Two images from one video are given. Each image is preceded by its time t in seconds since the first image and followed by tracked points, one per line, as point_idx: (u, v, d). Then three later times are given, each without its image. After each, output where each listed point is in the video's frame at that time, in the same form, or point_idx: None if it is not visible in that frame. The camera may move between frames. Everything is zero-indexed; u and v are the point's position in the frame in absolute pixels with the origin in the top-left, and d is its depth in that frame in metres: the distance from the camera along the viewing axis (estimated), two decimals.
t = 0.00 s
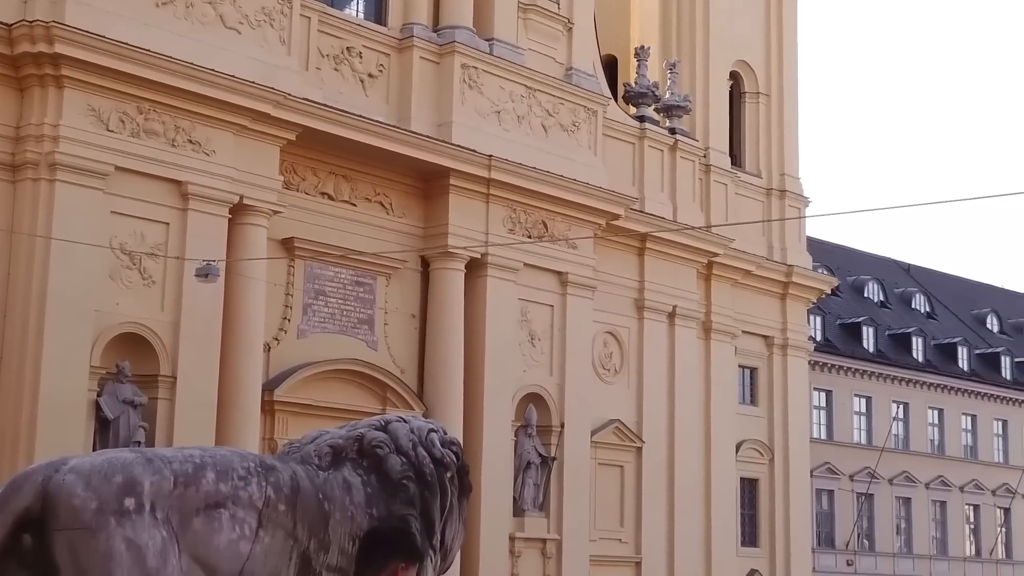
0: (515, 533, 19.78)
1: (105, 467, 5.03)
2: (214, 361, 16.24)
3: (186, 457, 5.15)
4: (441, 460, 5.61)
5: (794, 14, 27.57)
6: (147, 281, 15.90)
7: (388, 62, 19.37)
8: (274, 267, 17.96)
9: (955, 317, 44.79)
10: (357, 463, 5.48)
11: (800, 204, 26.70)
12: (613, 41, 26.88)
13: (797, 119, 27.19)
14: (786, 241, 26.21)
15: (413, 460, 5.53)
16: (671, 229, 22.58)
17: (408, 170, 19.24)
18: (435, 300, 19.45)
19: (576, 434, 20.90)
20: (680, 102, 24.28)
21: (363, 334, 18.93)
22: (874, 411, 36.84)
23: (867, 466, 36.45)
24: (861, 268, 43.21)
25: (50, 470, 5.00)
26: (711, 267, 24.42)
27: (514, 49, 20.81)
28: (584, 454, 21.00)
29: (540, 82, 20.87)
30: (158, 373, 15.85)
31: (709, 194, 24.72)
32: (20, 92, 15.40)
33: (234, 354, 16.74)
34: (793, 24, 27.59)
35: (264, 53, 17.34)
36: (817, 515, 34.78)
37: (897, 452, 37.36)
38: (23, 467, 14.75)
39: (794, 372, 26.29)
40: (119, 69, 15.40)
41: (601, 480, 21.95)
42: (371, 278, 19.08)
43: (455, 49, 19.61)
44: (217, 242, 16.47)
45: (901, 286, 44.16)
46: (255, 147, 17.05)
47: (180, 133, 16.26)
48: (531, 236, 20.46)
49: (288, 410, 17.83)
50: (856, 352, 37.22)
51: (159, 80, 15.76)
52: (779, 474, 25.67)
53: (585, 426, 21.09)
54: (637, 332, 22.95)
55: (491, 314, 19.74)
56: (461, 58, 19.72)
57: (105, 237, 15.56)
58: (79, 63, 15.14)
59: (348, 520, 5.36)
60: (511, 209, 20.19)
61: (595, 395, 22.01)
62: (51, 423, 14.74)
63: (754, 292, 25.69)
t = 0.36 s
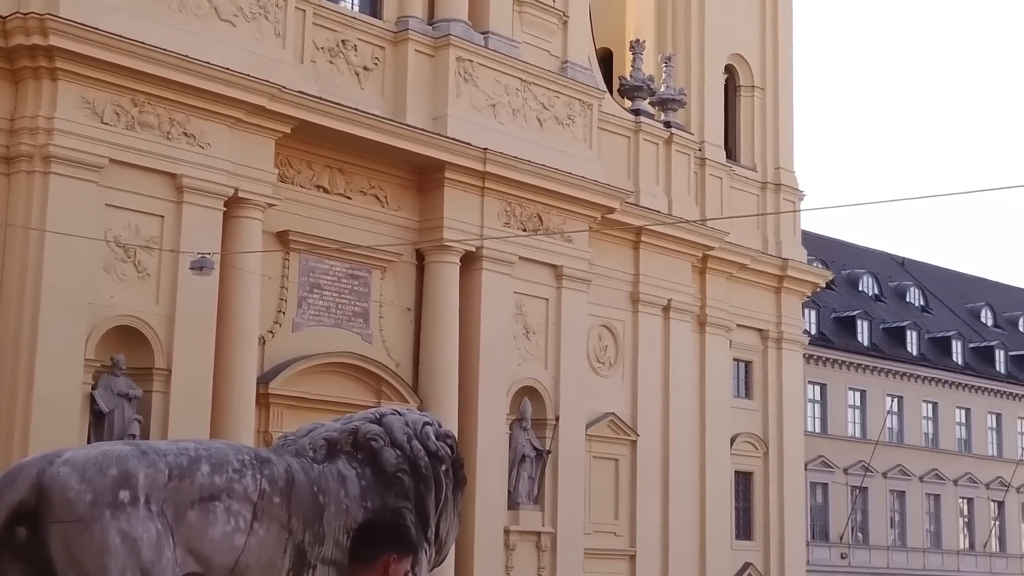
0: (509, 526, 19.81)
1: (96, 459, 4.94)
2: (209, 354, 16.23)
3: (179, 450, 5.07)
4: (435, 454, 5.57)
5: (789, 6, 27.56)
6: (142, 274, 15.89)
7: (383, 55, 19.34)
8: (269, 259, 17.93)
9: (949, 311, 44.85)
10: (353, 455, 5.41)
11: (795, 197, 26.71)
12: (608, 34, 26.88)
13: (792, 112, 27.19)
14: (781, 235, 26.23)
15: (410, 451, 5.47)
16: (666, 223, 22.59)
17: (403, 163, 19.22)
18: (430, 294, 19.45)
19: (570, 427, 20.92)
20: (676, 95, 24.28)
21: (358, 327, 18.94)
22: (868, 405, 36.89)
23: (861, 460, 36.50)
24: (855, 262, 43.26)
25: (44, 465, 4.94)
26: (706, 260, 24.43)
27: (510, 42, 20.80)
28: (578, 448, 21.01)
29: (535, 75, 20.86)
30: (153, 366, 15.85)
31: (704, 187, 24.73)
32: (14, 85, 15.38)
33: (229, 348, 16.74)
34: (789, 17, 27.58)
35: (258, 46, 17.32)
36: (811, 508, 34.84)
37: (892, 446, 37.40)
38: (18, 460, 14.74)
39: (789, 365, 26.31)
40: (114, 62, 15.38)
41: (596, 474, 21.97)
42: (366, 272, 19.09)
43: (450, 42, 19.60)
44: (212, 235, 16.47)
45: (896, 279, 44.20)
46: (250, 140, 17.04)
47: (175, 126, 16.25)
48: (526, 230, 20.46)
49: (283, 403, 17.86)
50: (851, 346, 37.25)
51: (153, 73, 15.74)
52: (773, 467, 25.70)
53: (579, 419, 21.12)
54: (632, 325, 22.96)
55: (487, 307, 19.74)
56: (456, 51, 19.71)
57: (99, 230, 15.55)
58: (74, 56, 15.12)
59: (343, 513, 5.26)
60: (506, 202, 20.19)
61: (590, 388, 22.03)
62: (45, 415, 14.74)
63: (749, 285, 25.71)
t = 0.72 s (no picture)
0: (504, 519, 19.82)
1: (94, 454, 5.87)
2: (204, 347, 16.23)
3: (174, 444, 6.04)
4: (429, 446, 6.68)
5: None
6: (137, 267, 15.87)
7: (378, 49, 19.31)
8: (263, 253, 17.93)
9: (944, 304, 44.89)
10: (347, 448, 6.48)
11: (790, 190, 26.72)
12: (603, 27, 26.85)
13: (787, 106, 27.18)
14: (776, 228, 26.24)
15: (403, 445, 6.55)
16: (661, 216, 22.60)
17: (398, 156, 19.21)
18: (425, 287, 19.43)
19: (565, 421, 20.94)
20: (671, 88, 24.28)
21: (353, 321, 18.92)
22: (863, 398, 36.94)
23: (856, 453, 36.55)
24: (850, 256, 43.28)
25: (40, 457, 5.83)
26: (701, 254, 24.44)
27: (505, 35, 20.79)
28: (573, 441, 21.03)
29: (530, 69, 20.85)
30: (148, 359, 15.83)
31: (699, 180, 24.73)
32: (8, 77, 15.35)
33: (224, 340, 16.73)
34: (784, 10, 27.57)
35: (253, 39, 17.30)
36: (806, 501, 34.91)
37: (886, 439, 37.44)
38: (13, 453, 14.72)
39: (784, 358, 26.33)
40: (108, 54, 15.35)
41: (591, 467, 21.99)
42: (361, 265, 19.07)
43: (445, 35, 19.58)
44: (206, 228, 16.46)
45: (890, 273, 44.23)
46: (245, 133, 17.02)
47: (169, 118, 16.23)
48: (521, 223, 20.46)
49: (278, 396, 17.84)
50: (846, 339, 37.27)
51: (148, 66, 15.72)
52: (768, 461, 25.72)
53: (575, 412, 21.13)
54: (627, 319, 22.97)
55: (481, 301, 19.75)
56: (451, 44, 19.70)
57: (94, 223, 15.53)
58: (68, 48, 15.10)
59: (337, 505, 6.33)
60: (501, 195, 20.18)
61: (584, 382, 22.04)
62: (40, 408, 14.72)
63: (744, 279, 25.72)
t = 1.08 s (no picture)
0: (499, 513, 19.85)
1: (90, 448, 6.26)
2: (199, 341, 16.23)
3: (169, 438, 6.46)
4: (423, 440, 7.19)
5: None
6: (133, 260, 15.87)
7: (374, 42, 19.29)
8: (259, 247, 17.93)
9: (939, 299, 44.94)
10: (343, 442, 6.98)
11: (785, 185, 26.72)
12: (599, 20, 26.84)
13: (782, 100, 27.19)
14: (771, 223, 26.25)
15: (398, 438, 7.05)
16: (657, 210, 22.60)
17: (394, 150, 19.20)
18: (420, 281, 19.43)
19: (561, 415, 20.96)
20: (667, 82, 24.28)
21: (349, 314, 18.92)
22: (858, 392, 36.98)
23: (851, 447, 36.60)
24: (846, 250, 43.31)
25: (35, 450, 6.19)
26: (696, 248, 24.45)
27: (501, 29, 20.78)
28: (569, 435, 21.05)
29: (526, 63, 20.84)
30: (143, 352, 15.83)
31: (695, 174, 24.73)
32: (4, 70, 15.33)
33: (219, 334, 16.71)
34: (779, 4, 27.57)
35: (249, 32, 17.30)
36: (801, 495, 34.98)
37: (881, 433, 37.47)
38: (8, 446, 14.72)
39: (779, 353, 26.34)
40: (104, 47, 15.35)
41: (586, 461, 22.01)
42: (357, 258, 19.07)
43: (441, 29, 19.57)
44: (202, 221, 16.45)
45: (886, 267, 44.26)
46: (240, 127, 17.00)
47: (165, 112, 16.22)
48: (517, 217, 20.46)
49: (273, 390, 17.87)
50: (841, 333, 37.28)
51: (143, 59, 15.71)
52: (763, 455, 25.74)
53: (571, 406, 21.14)
54: (623, 313, 22.99)
55: (477, 294, 19.76)
56: (447, 38, 19.69)
57: (90, 217, 15.52)
58: (63, 41, 15.09)
59: (333, 498, 6.79)
60: (497, 189, 20.18)
61: (580, 376, 22.06)
62: (35, 402, 14.72)
63: (739, 273, 25.73)
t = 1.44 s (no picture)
0: (495, 506, 19.86)
1: (84, 440, 6.49)
2: (194, 333, 16.22)
3: (164, 431, 6.70)
4: (417, 432, 7.50)
5: None
6: (128, 253, 15.86)
7: (369, 35, 19.24)
8: (254, 240, 17.90)
9: (934, 292, 44.98)
10: (339, 434, 7.29)
11: (781, 178, 26.73)
12: (595, 13, 26.82)
13: (778, 94, 27.18)
14: (767, 217, 26.26)
15: (393, 431, 7.38)
16: (652, 203, 22.61)
17: (389, 143, 19.19)
18: (416, 274, 19.42)
19: (556, 408, 20.97)
20: (662, 76, 24.27)
21: (344, 307, 18.90)
22: (853, 385, 37.03)
23: (846, 440, 36.64)
24: (841, 244, 43.34)
25: (30, 443, 6.43)
26: (692, 242, 24.46)
27: (496, 22, 20.76)
28: (564, 428, 21.07)
29: (522, 56, 20.83)
30: (138, 345, 15.82)
31: (690, 168, 24.73)
32: None
33: (214, 328, 16.71)
34: None
35: (244, 25, 17.28)
36: (795, 488, 35.02)
37: (876, 427, 37.51)
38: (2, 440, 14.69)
39: (774, 346, 26.35)
40: (99, 40, 15.33)
41: (581, 454, 22.02)
42: (352, 251, 19.06)
43: (436, 22, 19.54)
44: (197, 214, 16.44)
45: (880, 261, 44.30)
46: (235, 119, 16.99)
47: (160, 104, 16.20)
48: (512, 210, 20.46)
49: (268, 383, 17.85)
50: (836, 327, 37.31)
51: (137, 51, 15.68)
52: (758, 448, 25.77)
53: (565, 400, 21.15)
54: (618, 306, 22.99)
55: (472, 287, 19.75)
56: (442, 31, 19.67)
57: (84, 209, 15.49)
58: (58, 34, 15.07)
59: (327, 489, 7.10)
60: (492, 182, 20.17)
61: (575, 369, 22.07)
62: (29, 394, 14.71)
63: (734, 266, 25.74)
